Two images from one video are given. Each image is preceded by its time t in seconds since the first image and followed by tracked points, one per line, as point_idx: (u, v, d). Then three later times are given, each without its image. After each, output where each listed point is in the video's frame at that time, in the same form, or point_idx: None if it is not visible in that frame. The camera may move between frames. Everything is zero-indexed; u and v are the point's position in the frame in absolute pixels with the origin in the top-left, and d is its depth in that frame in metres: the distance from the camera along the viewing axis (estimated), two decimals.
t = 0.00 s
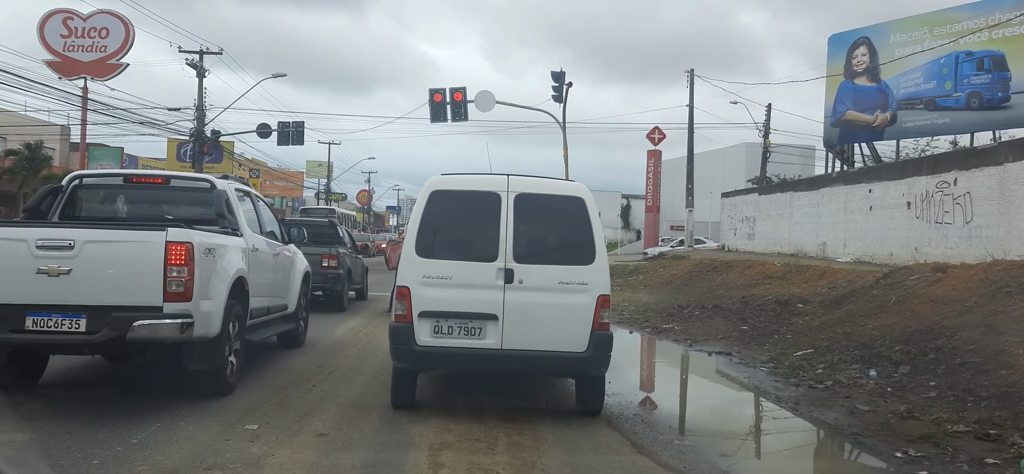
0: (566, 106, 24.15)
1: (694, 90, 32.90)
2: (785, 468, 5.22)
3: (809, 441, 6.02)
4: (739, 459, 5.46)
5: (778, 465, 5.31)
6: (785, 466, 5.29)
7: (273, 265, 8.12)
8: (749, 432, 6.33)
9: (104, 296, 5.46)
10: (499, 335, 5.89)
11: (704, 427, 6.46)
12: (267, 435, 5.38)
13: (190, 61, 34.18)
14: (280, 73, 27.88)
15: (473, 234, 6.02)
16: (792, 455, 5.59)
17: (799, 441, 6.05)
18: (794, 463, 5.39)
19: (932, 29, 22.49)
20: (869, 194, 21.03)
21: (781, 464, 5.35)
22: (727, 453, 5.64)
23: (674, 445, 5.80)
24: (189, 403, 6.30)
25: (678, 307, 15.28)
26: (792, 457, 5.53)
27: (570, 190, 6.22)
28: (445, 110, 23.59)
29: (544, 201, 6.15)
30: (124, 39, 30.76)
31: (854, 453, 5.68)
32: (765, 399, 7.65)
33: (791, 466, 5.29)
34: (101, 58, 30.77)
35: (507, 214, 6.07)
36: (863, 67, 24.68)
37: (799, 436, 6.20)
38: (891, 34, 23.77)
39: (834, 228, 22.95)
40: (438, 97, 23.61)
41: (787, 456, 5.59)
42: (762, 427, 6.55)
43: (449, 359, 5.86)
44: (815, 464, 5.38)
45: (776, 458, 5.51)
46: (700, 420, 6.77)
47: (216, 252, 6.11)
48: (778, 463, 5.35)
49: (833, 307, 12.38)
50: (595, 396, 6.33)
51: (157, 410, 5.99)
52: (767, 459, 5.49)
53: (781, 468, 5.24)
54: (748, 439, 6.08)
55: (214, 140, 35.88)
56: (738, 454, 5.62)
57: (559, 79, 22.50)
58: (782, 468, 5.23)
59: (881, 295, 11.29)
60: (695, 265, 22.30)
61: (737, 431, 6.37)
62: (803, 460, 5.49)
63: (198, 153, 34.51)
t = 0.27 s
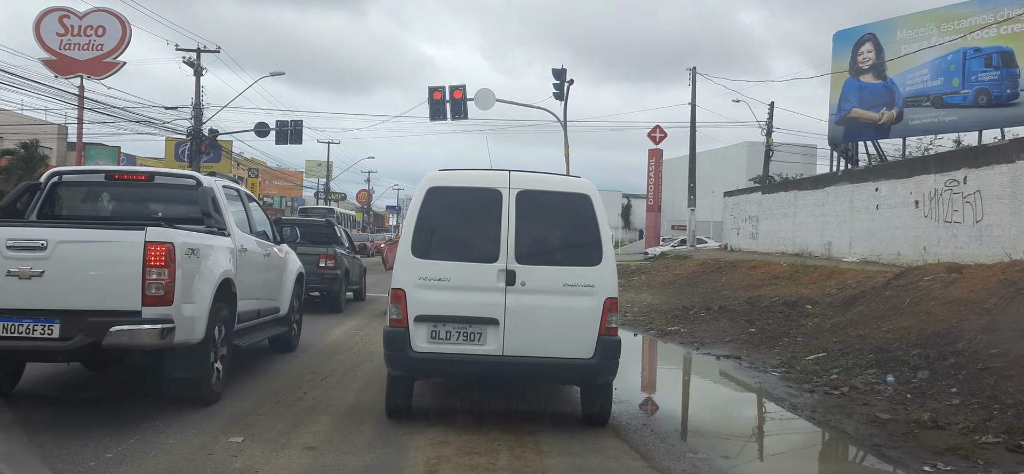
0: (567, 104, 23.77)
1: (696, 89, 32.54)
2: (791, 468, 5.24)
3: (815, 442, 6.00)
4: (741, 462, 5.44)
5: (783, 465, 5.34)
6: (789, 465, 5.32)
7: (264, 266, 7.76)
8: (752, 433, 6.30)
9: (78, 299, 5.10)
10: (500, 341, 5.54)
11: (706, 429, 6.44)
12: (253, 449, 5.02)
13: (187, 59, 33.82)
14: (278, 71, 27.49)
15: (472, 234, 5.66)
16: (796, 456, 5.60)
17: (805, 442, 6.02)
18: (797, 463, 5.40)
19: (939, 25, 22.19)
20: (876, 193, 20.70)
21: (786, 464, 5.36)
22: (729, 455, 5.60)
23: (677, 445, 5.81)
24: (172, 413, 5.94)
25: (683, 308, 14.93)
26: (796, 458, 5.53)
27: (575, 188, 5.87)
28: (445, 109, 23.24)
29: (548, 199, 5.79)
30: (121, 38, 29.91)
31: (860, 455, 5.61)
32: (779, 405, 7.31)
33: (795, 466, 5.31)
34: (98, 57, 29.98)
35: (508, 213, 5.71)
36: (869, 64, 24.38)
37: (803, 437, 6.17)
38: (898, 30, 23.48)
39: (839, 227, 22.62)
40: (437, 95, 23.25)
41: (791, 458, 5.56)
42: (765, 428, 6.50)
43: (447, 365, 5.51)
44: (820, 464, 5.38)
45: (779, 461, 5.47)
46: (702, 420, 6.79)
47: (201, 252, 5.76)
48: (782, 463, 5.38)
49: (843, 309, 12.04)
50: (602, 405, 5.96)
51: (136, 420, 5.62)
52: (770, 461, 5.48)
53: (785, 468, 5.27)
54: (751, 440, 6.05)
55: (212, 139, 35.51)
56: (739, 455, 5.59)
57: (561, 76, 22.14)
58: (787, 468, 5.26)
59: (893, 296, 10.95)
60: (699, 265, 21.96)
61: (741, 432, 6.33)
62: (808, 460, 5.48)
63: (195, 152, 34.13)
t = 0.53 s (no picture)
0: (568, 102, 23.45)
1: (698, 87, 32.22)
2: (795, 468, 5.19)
3: (821, 442, 5.93)
4: (742, 462, 5.36)
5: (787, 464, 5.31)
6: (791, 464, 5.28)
7: (257, 266, 7.48)
8: (754, 433, 6.26)
9: (56, 302, 4.81)
10: (502, 346, 5.26)
11: (707, 429, 6.41)
12: (241, 462, 4.73)
13: (184, 57, 33.52)
14: (276, 70, 27.19)
15: (472, 234, 5.38)
16: (801, 454, 5.59)
17: (811, 442, 5.96)
18: (800, 462, 5.36)
19: (946, 21, 21.92)
20: (882, 191, 20.41)
21: (788, 463, 5.33)
22: (732, 454, 5.57)
23: (678, 445, 5.78)
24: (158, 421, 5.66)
25: (687, 309, 14.64)
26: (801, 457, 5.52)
27: (580, 185, 5.57)
28: (445, 107, 22.95)
29: (551, 197, 5.49)
30: (118, 36, 29.37)
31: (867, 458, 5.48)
32: (793, 411, 7.01)
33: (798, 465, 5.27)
34: (95, 56, 29.44)
35: (510, 211, 5.42)
36: (874, 61, 24.13)
37: (809, 437, 6.13)
38: (903, 27, 23.21)
39: (844, 226, 22.33)
40: (437, 93, 22.95)
41: (794, 459, 5.49)
42: (767, 428, 6.46)
43: (447, 372, 5.23)
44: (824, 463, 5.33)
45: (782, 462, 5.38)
46: (704, 419, 6.80)
47: (187, 252, 5.47)
48: (786, 461, 5.36)
49: (851, 310, 11.76)
50: (609, 413, 5.69)
51: (119, 430, 5.33)
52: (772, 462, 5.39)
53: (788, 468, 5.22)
54: (753, 441, 6.01)
55: (210, 138, 35.23)
56: (742, 455, 5.56)
57: (562, 74, 21.85)
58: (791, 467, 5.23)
59: (903, 297, 10.67)
60: (702, 265, 21.67)
61: (743, 432, 6.29)
62: (814, 460, 5.42)
63: (193, 151, 33.83)
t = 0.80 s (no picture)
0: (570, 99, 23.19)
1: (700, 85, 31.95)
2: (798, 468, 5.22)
3: (826, 443, 5.89)
4: (745, 464, 5.34)
5: (788, 464, 5.34)
6: (793, 465, 5.31)
7: (250, 267, 7.24)
8: (757, 434, 6.23)
9: (35, 305, 4.58)
10: (504, 350, 5.03)
11: (710, 429, 6.40)
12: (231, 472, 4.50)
13: (183, 55, 33.27)
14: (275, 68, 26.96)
15: (472, 232, 5.14)
16: (802, 454, 5.60)
17: (814, 443, 5.93)
18: (801, 462, 5.39)
19: (952, 18, 21.68)
20: (887, 189, 20.16)
21: (790, 463, 5.36)
22: (734, 455, 5.56)
23: (680, 446, 5.76)
24: (145, 427, 5.43)
25: (692, 309, 14.40)
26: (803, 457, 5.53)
27: (585, 181, 5.33)
28: (445, 105, 22.71)
29: (555, 194, 5.25)
30: (116, 35, 28.92)
31: (876, 463, 5.36)
32: (805, 417, 6.76)
33: (799, 465, 5.30)
34: (94, 54, 29.07)
35: (512, 209, 5.19)
36: (879, 58, 23.89)
37: (815, 438, 6.08)
38: (908, 23, 22.97)
39: (849, 225, 22.08)
40: (437, 91, 22.70)
41: (796, 459, 5.50)
42: (769, 429, 6.45)
43: (446, 378, 4.99)
44: (828, 464, 5.34)
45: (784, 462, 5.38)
46: (708, 420, 6.80)
47: (174, 253, 5.24)
48: (787, 462, 5.39)
49: (859, 310, 11.52)
50: (615, 419, 5.46)
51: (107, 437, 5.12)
52: (776, 464, 5.36)
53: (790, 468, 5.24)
54: (755, 442, 5.99)
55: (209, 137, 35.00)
56: (745, 457, 5.53)
57: (564, 71, 21.60)
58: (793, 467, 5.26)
59: (913, 297, 10.42)
60: (705, 264, 21.43)
61: (745, 432, 6.29)
62: (817, 461, 5.44)
63: (192, 150, 33.59)
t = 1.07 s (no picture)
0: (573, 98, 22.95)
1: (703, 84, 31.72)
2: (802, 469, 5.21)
3: (830, 444, 5.82)
4: (749, 465, 5.30)
5: (791, 464, 5.34)
6: (796, 465, 5.31)
7: (244, 268, 7.03)
8: (761, 436, 6.17)
9: (16, 309, 4.37)
10: (507, 355, 4.82)
11: (713, 430, 6.36)
12: None
13: (182, 54, 33.08)
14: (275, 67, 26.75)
15: (473, 232, 4.93)
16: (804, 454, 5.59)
17: (817, 444, 5.87)
18: (802, 462, 5.39)
19: (957, 16, 21.44)
20: (893, 188, 19.94)
21: (792, 463, 5.36)
22: (736, 457, 5.53)
23: (683, 448, 5.70)
24: (133, 434, 5.22)
25: (696, 310, 14.17)
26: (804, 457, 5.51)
27: (590, 178, 5.12)
28: (445, 104, 22.49)
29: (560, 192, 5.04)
30: (116, 34, 28.65)
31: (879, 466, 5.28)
32: (817, 421, 6.54)
33: (802, 465, 5.30)
34: (94, 54, 28.80)
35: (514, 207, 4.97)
36: (883, 56, 23.64)
37: (819, 439, 6.02)
38: (914, 21, 22.76)
39: (854, 225, 21.84)
40: (438, 90, 22.48)
41: (798, 459, 5.49)
42: (773, 428, 6.41)
43: (446, 384, 4.78)
44: (833, 463, 5.36)
45: (786, 463, 5.36)
46: (710, 420, 6.75)
47: (163, 253, 5.03)
48: (789, 462, 5.38)
49: (868, 311, 11.30)
50: (622, 426, 5.25)
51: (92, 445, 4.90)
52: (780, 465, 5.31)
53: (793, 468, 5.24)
54: (758, 443, 5.94)
55: (209, 137, 34.78)
56: (747, 458, 5.50)
57: (566, 69, 21.38)
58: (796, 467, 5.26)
59: (924, 298, 10.20)
60: (709, 264, 21.20)
61: (748, 432, 6.27)
62: (819, 461, 5.44)
63: (192, 150, 33.37)
